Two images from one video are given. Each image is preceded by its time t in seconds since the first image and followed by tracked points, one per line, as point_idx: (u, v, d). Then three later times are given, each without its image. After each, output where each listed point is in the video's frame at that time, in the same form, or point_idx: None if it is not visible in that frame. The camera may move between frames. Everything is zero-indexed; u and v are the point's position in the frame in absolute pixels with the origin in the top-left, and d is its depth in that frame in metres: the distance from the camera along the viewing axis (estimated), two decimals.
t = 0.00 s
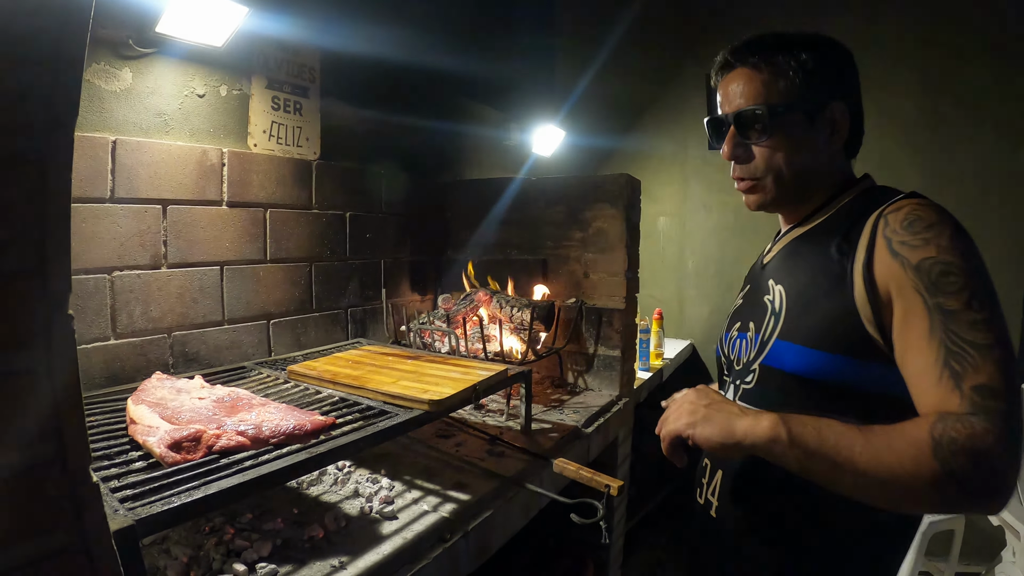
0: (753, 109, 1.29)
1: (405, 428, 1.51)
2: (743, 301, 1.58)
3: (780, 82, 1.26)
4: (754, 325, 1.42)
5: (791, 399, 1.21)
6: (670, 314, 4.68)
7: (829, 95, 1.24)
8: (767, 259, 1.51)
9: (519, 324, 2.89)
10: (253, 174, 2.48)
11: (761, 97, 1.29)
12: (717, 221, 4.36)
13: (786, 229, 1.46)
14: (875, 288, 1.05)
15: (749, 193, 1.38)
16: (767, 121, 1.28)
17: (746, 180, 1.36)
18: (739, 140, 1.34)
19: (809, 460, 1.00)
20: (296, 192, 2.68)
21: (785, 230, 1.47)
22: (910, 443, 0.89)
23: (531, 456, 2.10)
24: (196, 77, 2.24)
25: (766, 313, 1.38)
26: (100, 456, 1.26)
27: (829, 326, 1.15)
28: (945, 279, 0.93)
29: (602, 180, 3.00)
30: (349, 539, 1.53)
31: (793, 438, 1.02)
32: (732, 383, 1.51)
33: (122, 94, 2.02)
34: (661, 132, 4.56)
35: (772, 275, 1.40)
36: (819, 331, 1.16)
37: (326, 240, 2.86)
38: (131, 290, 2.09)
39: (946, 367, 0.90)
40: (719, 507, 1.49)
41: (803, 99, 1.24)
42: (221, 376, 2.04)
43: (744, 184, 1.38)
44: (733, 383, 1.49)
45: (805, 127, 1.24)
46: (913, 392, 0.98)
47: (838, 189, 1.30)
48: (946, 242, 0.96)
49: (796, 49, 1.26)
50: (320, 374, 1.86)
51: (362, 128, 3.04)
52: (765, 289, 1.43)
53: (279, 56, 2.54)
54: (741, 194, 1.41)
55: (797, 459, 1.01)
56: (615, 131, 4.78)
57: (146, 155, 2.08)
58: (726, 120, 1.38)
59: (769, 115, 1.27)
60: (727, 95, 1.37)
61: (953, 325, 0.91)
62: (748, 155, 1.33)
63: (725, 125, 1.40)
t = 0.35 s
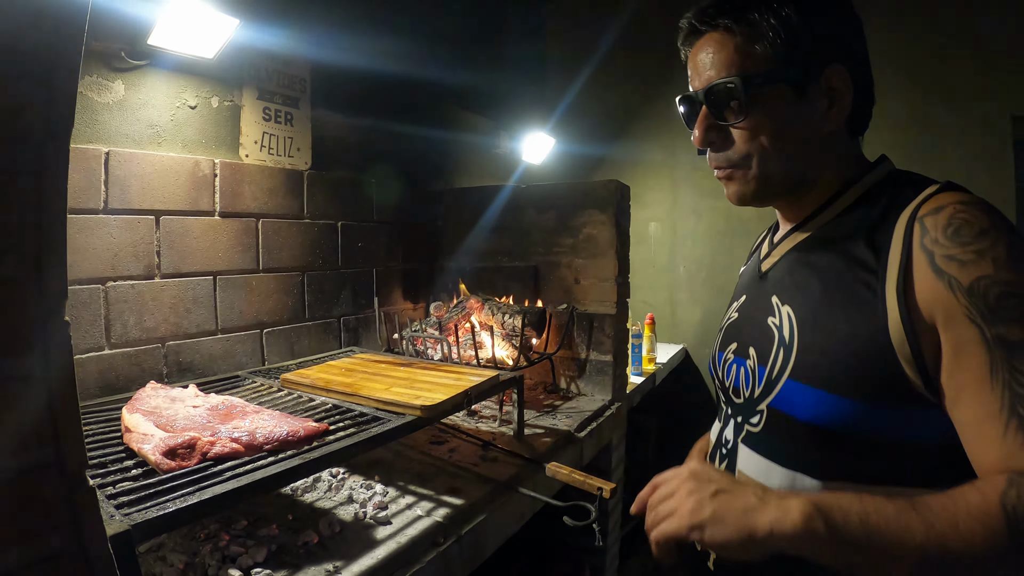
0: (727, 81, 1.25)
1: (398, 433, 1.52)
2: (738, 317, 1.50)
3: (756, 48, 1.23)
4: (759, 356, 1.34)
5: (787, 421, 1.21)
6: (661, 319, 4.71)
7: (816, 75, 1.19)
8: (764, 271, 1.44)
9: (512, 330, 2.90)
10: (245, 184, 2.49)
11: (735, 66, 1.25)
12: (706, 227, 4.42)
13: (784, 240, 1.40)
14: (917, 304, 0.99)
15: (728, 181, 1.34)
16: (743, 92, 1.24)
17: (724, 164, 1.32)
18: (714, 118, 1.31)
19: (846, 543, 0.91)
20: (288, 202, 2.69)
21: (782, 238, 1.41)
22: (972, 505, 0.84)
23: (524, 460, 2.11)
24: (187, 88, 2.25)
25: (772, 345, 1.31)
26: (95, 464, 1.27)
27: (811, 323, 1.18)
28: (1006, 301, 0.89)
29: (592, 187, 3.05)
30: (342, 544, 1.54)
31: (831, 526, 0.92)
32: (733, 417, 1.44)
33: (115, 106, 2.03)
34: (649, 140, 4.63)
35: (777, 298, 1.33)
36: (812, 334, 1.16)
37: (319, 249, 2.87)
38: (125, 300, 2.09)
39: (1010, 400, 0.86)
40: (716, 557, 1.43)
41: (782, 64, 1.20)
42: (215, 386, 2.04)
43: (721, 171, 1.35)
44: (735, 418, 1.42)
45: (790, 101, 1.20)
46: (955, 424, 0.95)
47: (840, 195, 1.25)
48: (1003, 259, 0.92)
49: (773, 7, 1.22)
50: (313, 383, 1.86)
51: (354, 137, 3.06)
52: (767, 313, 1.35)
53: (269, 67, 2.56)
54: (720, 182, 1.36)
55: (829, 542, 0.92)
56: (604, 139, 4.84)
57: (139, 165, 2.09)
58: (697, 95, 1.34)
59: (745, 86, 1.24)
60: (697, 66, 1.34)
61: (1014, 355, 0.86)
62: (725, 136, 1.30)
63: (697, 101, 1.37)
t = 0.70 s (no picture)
0: (751, 89, 1.14)
1: (400, 434, 1.52)
2: (759, 329, 1.43)
3: (782, 48, 1.12)
4: (782, 380, 1.26)
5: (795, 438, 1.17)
6: (662, 328, 4.72)
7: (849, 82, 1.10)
8: (793, 281, 1.37)
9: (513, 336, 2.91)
10: (252, 185, 2.50)
11: (759, 70, 1.14)
12: (707, 237, 4.45)
13: (814, 252, 1.33)
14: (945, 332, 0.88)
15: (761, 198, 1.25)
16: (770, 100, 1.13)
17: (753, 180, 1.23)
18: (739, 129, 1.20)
19: None
20: (294, 203, 2.70)
21: (812, 250, 1.34)
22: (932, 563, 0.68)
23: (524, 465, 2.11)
24: (197, 87, 2.27)
25: (795, 368, 1.23)
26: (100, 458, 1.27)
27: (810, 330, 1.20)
28: None
29: (595, 196, 3.08)
30: (343, 543, 1.54)
31: None
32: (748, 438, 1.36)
33: (125, 103, 2.05)
34: (652, 150, 4.67)
35: (805, 317, 1.26)
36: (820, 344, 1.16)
37: (323, 250, 2.88)
38: (130, 296, 2.09)
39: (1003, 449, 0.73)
40: None
41: (811, 65, 1.09)
42: (217, 384, 2.03)
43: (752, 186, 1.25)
44: (750, 440, 1.34)
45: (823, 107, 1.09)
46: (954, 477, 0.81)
47: (877, 210, 1.16)
48: None
49: None
50: (315, 383, 1.86)
51: (360, 140, 3.09)
52: (793, 333, 1.28)
53: (277, 68, 2.57)
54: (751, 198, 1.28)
55: None
56: (608, 149, 4.88)
57: (148, 163, 2.10)
58: (719, 102, 1.23)
59: (771, 93, 1.12)
60: (715, 69, 1.23)
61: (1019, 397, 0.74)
62: (753, 150, 1.20)
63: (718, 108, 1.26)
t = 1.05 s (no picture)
0: (776, 99, 1.16)
1: (408, 445, 1.51)
2: (756, 333, 1.41)
3: (810, 63, 1.13)
4: (777, 379, 1.24)
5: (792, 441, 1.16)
6: (668, 341, 4.70)
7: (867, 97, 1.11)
8: (789, 289, 1.35)
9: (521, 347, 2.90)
10: (262, 195, 2.52)
11: (785, 81, 1.16)
12: (713, 250, 4.45)
13: (811, 260, 1.31)
14: (932, 335, 0.91)
15: (770, 206, 1.25)
16: (795, 112, 1.14)
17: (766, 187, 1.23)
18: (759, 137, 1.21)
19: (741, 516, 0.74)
20: (303, 213, 2.72)
21: (810, 258, 1.33)
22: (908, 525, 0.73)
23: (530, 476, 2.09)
24: (208, 97, 2.30)
25: (791, 368, 1.21)
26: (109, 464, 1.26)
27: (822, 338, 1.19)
28: (1005, 342, 0.79)
29: (602, 208, 3.09)
30: (349, 553, 1.52)
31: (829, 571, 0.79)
32: (737, 437, 1.32)
33: (137, 112, 2.07)
34: (658, 163, 4.70)
35: (801, 320, 1.24)
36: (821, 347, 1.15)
37: (332, 260, 2.89)
38: (139, 304, 2.10)
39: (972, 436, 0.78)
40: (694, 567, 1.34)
41: (837, 84, 1.10)
42: (225, 393, 2.03)
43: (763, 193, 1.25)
44: (740, 438, 1.30)
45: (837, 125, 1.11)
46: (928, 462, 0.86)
47: (880, 220, 1.15)
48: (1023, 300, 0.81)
49: (831, 18, 1.11)
50: (323, 393, 1.85)
51: (370, 152, 3.13)
52: (791, 334, 1.26)
53: (288, 79, 2.62)
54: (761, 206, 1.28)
55: (726, 514, 0.74)
56: (614, 162, 4.91)
57: (159, 172, 2.12)
58: (744, 110, 1.25)
59: (796, 104, 1.14)
60: (742, 79, 1.25)
61: (991, 390, 0.78)
62: (769, 157, 1.20)
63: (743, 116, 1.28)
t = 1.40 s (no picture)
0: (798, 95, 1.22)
1: (413, 453, 1.50)
2: (743, 329, 1.45)
3: (822, 69, 1.22)
4: (761, 365, 1.29)
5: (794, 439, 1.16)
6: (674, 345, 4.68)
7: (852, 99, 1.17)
8: (774, 288, 1.40)
9: (526, 353, 2.89)
10: (267, 203, 2.53)
11: (803, 82, 1.23)
12: (718, 254, 4.44)
13: (793, 262, 1.36)
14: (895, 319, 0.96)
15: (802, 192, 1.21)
16: (815, 108, 1.20)
17: (798, 173, 1.20)
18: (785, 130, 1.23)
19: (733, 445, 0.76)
20: (307, 221, 2.73)
21: (794, 258, 1.37)
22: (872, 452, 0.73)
23: (536, 482, 2.07)
24: (212, 106, 2.32)
25: (773, 353, 1.27)
26: (114, 473, 1.26)
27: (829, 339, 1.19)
28: (960, 311, 0.82)
29: (607, 214, 3.09)
30: (355, 560, 1.51)
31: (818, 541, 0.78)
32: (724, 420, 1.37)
33: (141, 121, 2.08)
34: (661, 168, 4.70)
35: (783, 313, 1.29)
36: (812, 337, 1.15)
37: (337, 268, 2.89)
38: (144, 313, 2.10)
39: (934, 387, 0.80)
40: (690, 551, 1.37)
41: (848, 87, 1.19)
42: (231, 401, 2.03)
43: (794, 181, 1.21)
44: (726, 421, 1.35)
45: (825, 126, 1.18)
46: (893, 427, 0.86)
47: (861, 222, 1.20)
48: (977, 280, 0.86)
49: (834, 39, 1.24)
50: (328, 400, 1.85)
51: (373, 160, 3.14)
52: (774, 324, 1.32)
53: (292, 88, 2.63)
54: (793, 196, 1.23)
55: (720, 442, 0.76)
56: (618, 167, 4.92)
57: (164, 181, 2.14)
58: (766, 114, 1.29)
59: (817, 100, 1.20)
60: (758, 89, 1.32)
61: (949, 349, 0.81)
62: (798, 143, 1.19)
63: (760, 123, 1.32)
